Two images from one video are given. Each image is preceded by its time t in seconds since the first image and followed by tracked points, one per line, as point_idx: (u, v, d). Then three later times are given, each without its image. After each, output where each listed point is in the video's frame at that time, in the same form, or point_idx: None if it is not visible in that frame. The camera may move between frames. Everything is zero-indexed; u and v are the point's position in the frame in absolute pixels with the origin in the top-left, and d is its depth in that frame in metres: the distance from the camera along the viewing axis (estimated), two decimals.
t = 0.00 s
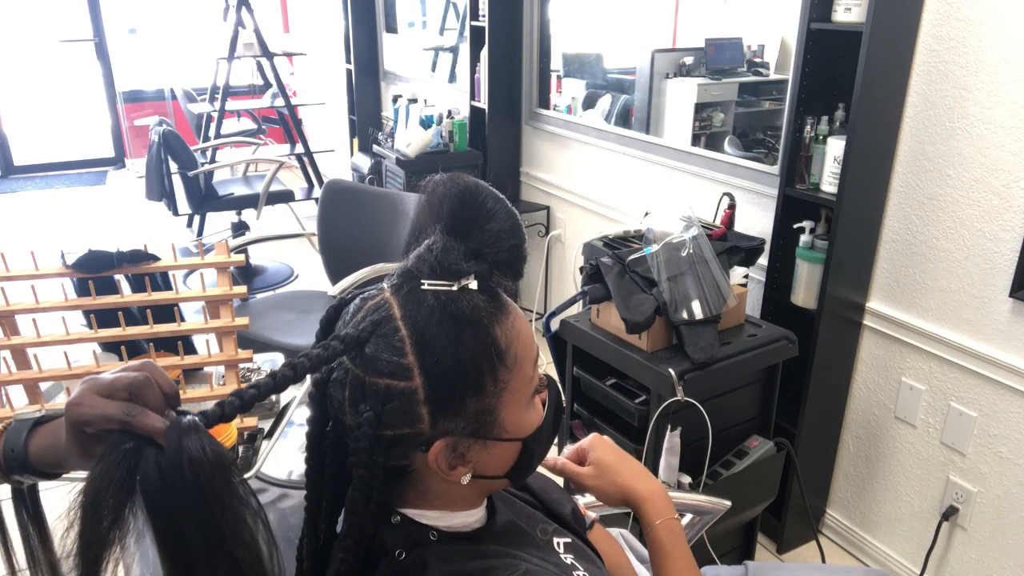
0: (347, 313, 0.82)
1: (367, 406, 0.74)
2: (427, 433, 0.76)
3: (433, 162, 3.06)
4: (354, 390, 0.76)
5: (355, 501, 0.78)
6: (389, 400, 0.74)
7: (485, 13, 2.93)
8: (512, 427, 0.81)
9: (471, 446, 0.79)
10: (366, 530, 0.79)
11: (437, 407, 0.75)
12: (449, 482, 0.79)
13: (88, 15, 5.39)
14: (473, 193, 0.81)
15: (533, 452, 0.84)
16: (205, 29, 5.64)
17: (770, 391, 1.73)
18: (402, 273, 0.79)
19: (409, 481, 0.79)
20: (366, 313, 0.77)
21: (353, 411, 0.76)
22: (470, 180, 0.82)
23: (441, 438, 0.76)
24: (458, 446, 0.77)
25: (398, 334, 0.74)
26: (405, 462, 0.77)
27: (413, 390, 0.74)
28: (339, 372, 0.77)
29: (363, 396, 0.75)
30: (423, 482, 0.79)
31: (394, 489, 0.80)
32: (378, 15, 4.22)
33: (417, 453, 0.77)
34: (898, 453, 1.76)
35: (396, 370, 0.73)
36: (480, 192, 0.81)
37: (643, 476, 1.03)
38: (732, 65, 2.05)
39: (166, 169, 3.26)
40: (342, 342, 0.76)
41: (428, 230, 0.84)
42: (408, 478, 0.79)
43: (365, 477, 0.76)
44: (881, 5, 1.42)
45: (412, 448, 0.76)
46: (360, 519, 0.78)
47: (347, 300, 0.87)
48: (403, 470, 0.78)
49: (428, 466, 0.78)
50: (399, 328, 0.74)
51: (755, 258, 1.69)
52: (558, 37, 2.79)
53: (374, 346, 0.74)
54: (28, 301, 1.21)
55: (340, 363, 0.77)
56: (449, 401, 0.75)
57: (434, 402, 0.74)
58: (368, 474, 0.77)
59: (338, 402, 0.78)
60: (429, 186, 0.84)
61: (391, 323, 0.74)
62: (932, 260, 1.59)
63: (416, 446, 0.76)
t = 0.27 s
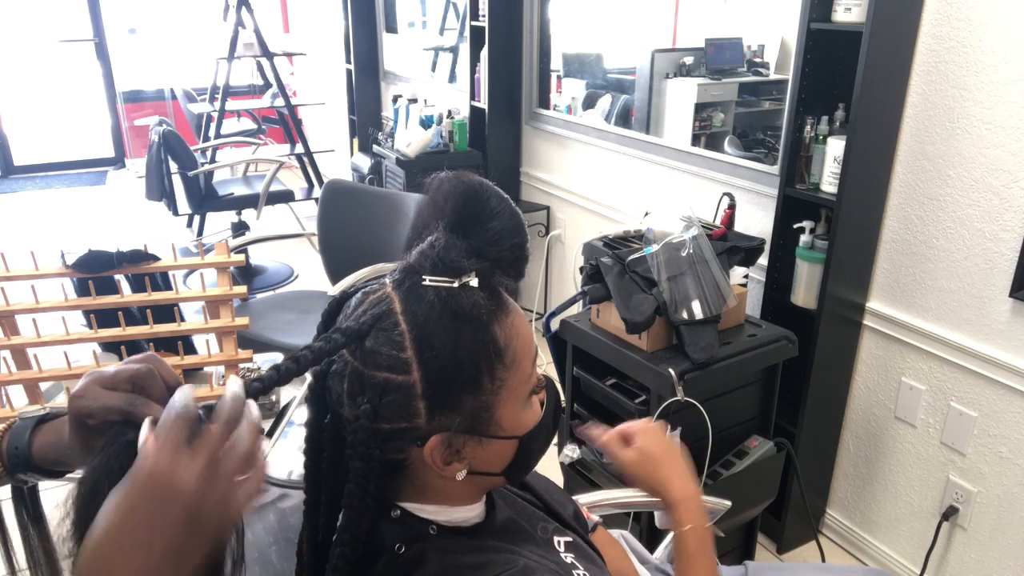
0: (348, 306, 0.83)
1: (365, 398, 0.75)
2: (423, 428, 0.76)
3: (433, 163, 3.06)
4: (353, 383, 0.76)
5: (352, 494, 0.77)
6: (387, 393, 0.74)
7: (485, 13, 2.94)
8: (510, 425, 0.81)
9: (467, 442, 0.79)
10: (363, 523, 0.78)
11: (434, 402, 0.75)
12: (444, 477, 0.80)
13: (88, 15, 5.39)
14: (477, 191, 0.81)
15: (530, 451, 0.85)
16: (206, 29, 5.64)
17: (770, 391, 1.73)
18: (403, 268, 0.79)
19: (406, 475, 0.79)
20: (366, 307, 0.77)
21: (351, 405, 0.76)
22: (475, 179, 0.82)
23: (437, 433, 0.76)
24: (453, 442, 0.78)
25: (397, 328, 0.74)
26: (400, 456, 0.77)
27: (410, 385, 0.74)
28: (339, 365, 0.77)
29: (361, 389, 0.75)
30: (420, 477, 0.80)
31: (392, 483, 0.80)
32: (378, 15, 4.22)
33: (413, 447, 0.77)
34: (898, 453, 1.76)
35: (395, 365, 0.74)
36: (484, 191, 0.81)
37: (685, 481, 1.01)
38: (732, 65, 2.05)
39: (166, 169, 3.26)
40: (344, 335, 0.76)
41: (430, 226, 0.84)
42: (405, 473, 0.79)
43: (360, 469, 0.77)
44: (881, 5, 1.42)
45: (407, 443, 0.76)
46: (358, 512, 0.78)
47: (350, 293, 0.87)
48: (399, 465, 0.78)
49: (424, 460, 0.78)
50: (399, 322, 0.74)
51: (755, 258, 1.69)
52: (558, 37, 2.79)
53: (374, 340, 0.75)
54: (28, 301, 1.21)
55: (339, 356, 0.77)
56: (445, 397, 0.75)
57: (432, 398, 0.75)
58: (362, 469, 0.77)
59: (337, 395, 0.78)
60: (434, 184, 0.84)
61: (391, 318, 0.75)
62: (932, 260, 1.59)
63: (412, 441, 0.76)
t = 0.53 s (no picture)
0: (358, 300, 0.83)
1: (374, 390, 0.75)
2: (430, 422, 0.75)
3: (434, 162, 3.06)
4: (363, 374, 0.76)
5: (357, 486, 0.78)
6: (396, 385, 0.74)
7: (485, 13, 2.94)
8: (514, 423, 0.81)
9: (472, 438, 0.79)
10: (366, 517, 0.79)
11: (443, 396, 0.75)
12: (447, 473, 0.80)
13: (88, 15, 5.39)
14: (490, 190, 0.84)
15: (531, 452, 0.85)
16: (206, 29, 5.64)
17: (770, 391, 1.73)
18: (416, 263, 0.80)
19: (410, 470, 0.79)
20: (379, 299, 0.78)
21: (359, 397, 0.76)
22: (488, 178, 0.85)
23: (444, 428, 0.76)
24: (459, 438, 0.77)
25: (409, 321, 0.74)
26: (406, 450, 0.77)
27: (420, 377, 0.74)
28: (349, 357, 0.78)
29: (371, 380, 0.75)
30: (422, 472, 0.79)
31: (395, 476, 0.80)
32: (378, 15, 4.22)
33: (419, 442, 0.76)
34: (898, 453, 1.76)
35: (406, 357, 0.74)
36: (496, 190, 0.85)
37: (658, 477, 1.03)
38: (732, 65, 2.05)
39: (166, 169, 3.26)
40: (355, 326, 0.77)
41: (443, 223, 0.86)
42: (409, 466, 0.79)
43: (366, 461, 0.77)
44: (881, 5, 1.42)
45: (413, 437, 0.76)
46: (362, 504, 0.78)
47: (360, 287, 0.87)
48: (403, 458, 0.78)
49: (429, 456, 0.78)
50: (411, 315, 0.74)
51: (755, 258, 1.69)
52: (558, 37, 2.79)
53: (385, 332, 0.75)
54: (28, 301, 1.21)
55: (349, 347, 0.78)
56: (454, 391, 0.75)
57: (441, 391, 0.74)
58: (368, 461, 0.77)
59: (345, 387, 0.78)
60: (447, 183, 0.87)
61: (403, 310, 0.75)
62: (931, 260, 1.59)
63: (418, 434, 0.76)
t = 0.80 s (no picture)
0: (360, 297, 0.83)
1: (379, 386, 0.75)
2: (436, 417, 0.76)
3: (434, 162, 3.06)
4: (368, 370, 0.76)
5: (364, 482, 0.78)
6: (402, 380, 0.74)
7: (485, 13, 2.94)
8: (518, 419, 0.81)
9: (477, 434, 0.79)
10: (372, 513, 0.79)
11: (448, 391, 0.75)
12: (452, 469, 0.79)
13: (89, 15, 5.39)
14: (491, 186, 0.85)
15: (535, 447, 0.85)
16: (206, 29, 5.64)
17: (770, 391, 1.73)
18: (418, 259, 0.80)
19: (415, 466, 0.79)
20: (382, 295, 0.78)
21: (364, 394, 0.76)
22: (489, 177, 0.86)
23: (450, 423, 0.76)
24: (464, 433, 0.78)
25: (414, 316, 0.74)
26: (411, 447, 0.77)
27: (425, 372, 0.74)
28: (352, 353, 0.77)
29: (376, 376, 0.75)
30: (427, 468, 0.79)
31: (400, 474, 0.80)
32: (378, 15, 4.22)
33: (424, 437, 0.76)
34: (898, 453, 1.76)
35: (411, 352, 0.74)
36: (497, 187, 0.85)
37: (665, 484, 1.03)
38: (732, 65, 2.05)
39: (166, 169, 3.26)
40: (360, 322, 0.77)
41: (444, 221, 0.87)
42: (414, 463, 0.79)
43: (373, 457, 0.77)
44: (881, 5, 1.42)
45: (418, 433, 0.76)
46: (367, 500, 0.78)
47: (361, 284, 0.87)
48: (409, 455, 0.78)
49: (435, 452, 0.78)
50: (415, 310, 0.75)
51: (755, 258, 1.69)
52: (557, 37, 2.79)
53: (389, 328, 0.75)
54: (28, 301, 1.21)
55: (353, 344, 0.77)
56: (459, 385, 0.75)
57: (447, 385, 0.74)
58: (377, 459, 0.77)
59: (350, 384, 0.78)
60: (449, 181, 0.88)
61: (407, 306, 0.75)
62: (932, 260, 1.59)
63: (423, 430, 0.76)
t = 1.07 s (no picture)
0: (358, 302, 0.83)
1: (379, 392, 0.75)
2: (436, 423, 0.75)
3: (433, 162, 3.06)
4: (367, 376, 0.76)
5: (364, 488, 0.78)
6: (402, 387, 0.74)
7: (485, 13, 2.94)
8: (519, 422, 0.81)
9: (477, 439, 0.79)
10: (373, 518, 0.79)
11: (448, 396, 0.75)
12: (453, 474, 0.80)
13: (89, 15, 5.39)
14: (488, 188, 0.84)
15: (536, 449, 0.85)
16: (206, 29, 5.65)
17: (770, 391, 1.73)
18: (415, 264, 0.80)
19: (415, 471, 0.79)
20: (379, 301, 0.78)
21: (364, 400, 0.76)
22: (486, 178, 0.86)
23: (450, 428, 0.76)
24: (465, 438, 0.77)
25: (412, 322, 0.74)
26: (411, 452, 0.77)
27: (425, 378, 0.73)
28: (351, 360, 0.77)
29: (376, 383, 0.75)
30: (428, 474, 0.80)
31: (401, 479, 0.80)
32: (377, 15, 4.22)
33: (425, 443, 0.76)
34: (898, 453, 1.76)
35: (410, 358, 0.73)
36: (494, 188, 0.85)
37: (656, 483, 1.04)
38: (732, 65, 2.05)
39: (166, 169, 3.26)
40: (357, 329, 0.76)
41: (442, 223, 0.87)
42: (415, 468, 0.79)
43: (373, 463, 0.77)
44: (881, 5, 1.42)
45: (419, 438, 0.76)
46: (369, 506, 0.78)
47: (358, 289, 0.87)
48: (409, 460, 0.78)
49: (435, 457, 0.78)
50: (414, 316, 0.74)
51: (755, 258, 1.69)
52: (557, 37, 2.79)
53: (388, 334, 0.74)
54: (28, 301, 1.21)
55: (352, 350, 0.77)
56: (460, 390, 0.75)
57: (447, 391, 0.74)
58: (379, 463, 0.77)
59: (349, 390, 0.78)
60: (445, 183, 0.87)
61: (405, 312, 0.75)
62: (932, 260, 1.59)
63: (423, 436, 0.76)
